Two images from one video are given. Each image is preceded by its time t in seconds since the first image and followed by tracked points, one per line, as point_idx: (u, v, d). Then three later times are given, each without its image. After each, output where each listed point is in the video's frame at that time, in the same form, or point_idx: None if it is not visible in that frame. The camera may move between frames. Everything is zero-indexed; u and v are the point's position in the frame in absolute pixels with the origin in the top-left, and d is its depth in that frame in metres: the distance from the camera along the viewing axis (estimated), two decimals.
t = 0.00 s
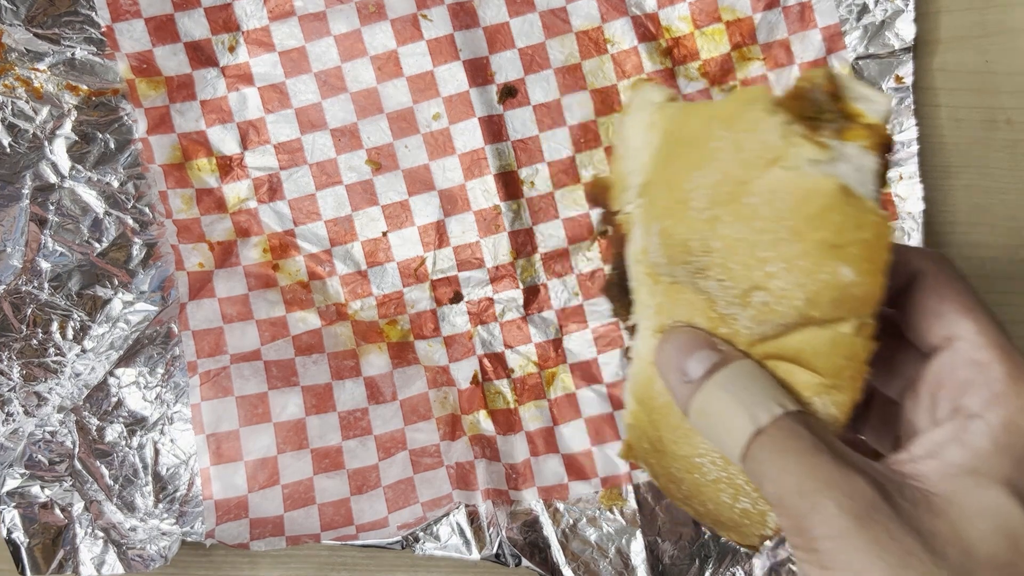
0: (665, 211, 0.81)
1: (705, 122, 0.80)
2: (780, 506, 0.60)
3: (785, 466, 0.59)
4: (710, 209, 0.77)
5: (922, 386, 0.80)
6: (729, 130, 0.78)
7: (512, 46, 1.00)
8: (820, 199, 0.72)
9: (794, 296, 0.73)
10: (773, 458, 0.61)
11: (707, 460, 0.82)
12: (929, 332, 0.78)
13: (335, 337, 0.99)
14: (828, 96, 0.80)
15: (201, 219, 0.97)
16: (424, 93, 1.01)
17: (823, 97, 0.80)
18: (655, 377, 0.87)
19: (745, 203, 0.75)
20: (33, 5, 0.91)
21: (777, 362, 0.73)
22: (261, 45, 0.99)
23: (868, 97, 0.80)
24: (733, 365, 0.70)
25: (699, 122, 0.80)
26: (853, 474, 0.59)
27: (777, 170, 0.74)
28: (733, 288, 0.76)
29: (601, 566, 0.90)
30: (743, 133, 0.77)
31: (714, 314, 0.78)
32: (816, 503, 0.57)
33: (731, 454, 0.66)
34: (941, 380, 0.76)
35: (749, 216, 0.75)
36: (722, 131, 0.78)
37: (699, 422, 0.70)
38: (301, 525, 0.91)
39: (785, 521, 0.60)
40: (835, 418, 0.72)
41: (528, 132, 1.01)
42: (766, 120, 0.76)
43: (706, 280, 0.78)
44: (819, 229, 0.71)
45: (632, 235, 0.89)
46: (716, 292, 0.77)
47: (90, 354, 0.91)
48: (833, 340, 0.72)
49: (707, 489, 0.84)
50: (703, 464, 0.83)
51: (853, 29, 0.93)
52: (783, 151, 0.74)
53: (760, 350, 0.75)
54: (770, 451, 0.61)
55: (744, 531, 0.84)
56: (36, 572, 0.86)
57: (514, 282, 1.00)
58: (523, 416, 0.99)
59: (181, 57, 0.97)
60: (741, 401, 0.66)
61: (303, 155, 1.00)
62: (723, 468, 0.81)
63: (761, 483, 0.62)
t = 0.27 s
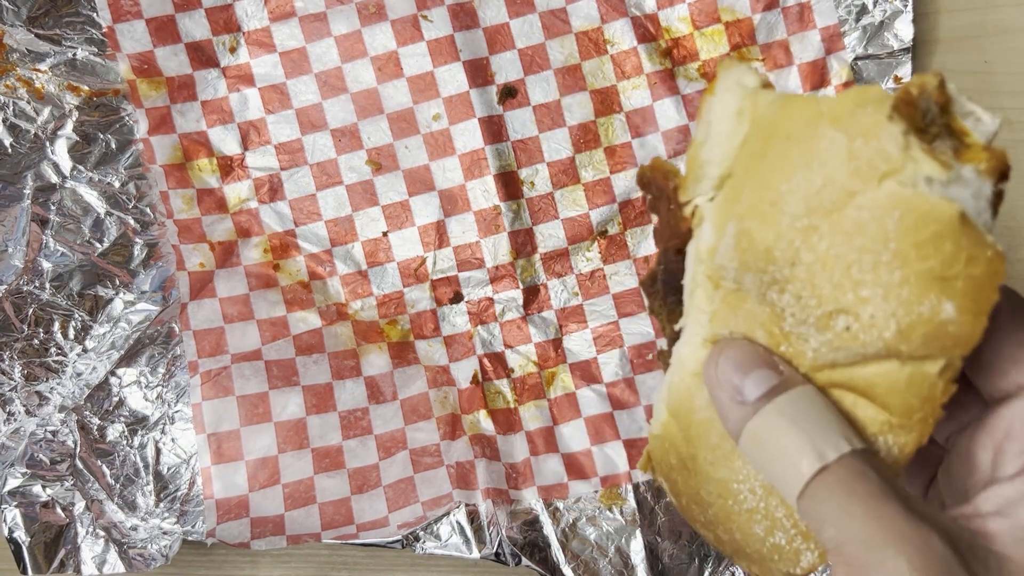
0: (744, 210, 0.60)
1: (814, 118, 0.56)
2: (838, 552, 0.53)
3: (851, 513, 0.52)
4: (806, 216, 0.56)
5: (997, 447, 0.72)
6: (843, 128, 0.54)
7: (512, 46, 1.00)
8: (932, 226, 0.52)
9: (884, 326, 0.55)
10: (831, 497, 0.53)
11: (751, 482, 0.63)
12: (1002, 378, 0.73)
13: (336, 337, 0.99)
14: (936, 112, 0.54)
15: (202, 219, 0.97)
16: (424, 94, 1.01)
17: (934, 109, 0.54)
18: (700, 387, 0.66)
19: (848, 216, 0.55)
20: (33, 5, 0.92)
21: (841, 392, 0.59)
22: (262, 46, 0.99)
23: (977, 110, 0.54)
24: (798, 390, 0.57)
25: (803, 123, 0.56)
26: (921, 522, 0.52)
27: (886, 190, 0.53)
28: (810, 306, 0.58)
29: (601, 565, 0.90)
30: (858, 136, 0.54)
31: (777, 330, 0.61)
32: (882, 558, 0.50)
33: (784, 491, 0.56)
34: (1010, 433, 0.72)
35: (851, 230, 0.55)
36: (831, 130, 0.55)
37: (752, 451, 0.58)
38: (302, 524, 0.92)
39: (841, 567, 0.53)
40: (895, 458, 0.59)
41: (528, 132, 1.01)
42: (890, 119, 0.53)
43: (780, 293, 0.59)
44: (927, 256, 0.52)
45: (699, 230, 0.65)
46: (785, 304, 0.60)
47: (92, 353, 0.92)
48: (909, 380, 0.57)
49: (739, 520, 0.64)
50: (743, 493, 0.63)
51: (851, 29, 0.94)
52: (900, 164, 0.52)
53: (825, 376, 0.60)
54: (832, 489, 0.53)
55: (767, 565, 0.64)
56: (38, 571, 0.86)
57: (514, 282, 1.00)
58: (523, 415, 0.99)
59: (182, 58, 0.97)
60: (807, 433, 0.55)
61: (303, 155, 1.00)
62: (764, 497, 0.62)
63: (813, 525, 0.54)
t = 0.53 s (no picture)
0: (741, 133, 0.60)
1: (803, 39, 0.57)
2: (846, 452, 0.53)
3: (857, 411, 0.51)
4: (801, 131, 0.56)
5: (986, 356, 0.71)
6: (833, 48, 0.55)
7: (512, 46, 1.00)
8: (920, 133, 0.53)
9: (879, 233, 0.56)
10: (839, 400, 0.52)
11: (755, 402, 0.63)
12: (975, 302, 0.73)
13: (336, 337, 0.99)
14: (909, 38, 0.55)
15: (202, 219, 0.97)
16: (424, 94, 1.01)
17: (908, 35, 0.55)
18: (701, 314, 0.65)
19: (841, 128, 0.55)
20: (34, 5, 0.92)
21: (840, 306, 0.58)
22: (262, 46, 0.99)
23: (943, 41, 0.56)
24: (797, 304, 0.57)
25: (793, 46, 0.57)
26: (927, 418, 0.53)
27: (876, 102, 0.54)
28: (808, 221, 0.58)
29: (601, 565, 0.90)
30: (847, 54, 0.54)
31: (773, 254, 0.60)
32: (892, 450, 0.51)
33: (791, 402, 0.55)
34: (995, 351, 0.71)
35: (845, 142, 0.55)
36: (821, 50, 0.55)
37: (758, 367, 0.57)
38: (302, 524, 0.92)
39: (851, 466, 0.54)
40: (892, 367, 0.57)
41: (528, 132, 1.01)
42: (875, 36, 0.54)
43: (778, 214, 0.59)
44: (916, 162, 0.53)
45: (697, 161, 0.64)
46: (783, 225, 0.59)
47: (92, 353, 0.92)
48: (901, 288, 0.56)
49: (745, 440, 0.65)
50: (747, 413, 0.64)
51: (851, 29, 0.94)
52: (886, 77, 0.53)
53: (822, 292, 0.59)
54: (838, 394, 0.52)
55: (773, 485, 0.66)
56: (38, 571, 0.86)
57: (514, 282, 1.00)
58: (523, 415, 0.99)
59: (182, 58, 0.97)
60: (812, 343, 0.54)
61: (303, 155, 1.00)
62: (769, 414, 0.63)
63: (822, 431, 0.54)
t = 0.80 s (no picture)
0: (784, 96, 0.58)
1: None
2: (913, 403, 0.53)
3: (922, 362, 0.51)
4: (848, 92, 0.55)
5: (1012, 314, 0.72)
6: (872, 7, 0.54)
7: (512, 47, 1.01)
8: (967, 86, 0.53)
9: (930, 186, 0.56)
10: (901, 353, 0.52)
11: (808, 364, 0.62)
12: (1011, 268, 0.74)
13: (336, 337, 0.99)
14: None
15: (203, 219, 0.98)
16: (424, 94, 1.01)
17: None
18: (747, 282, 0.63)
19: (887, 86, 0.54)
20: (34, 6, 0.92)
21: (887, 262, 0.58)
22: (262, 46, 0.99)
23: None
24: (848, 265, 0.56)
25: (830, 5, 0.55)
26: (987, 361, 0.53)
27: (920, 58, 0.53)
28: (858, 179, 0.57)
29: (601, 565, 0.90)
30: (888, 12, 0.54)
31: (815, 215, 0.59)
32: (961, 396, 0.51)
33: (849, 361, 0.55)
34: None
35: (893, 99, 0.54)
36: (860, 9, 0.54)
37: (815, 328, 0.56)
38: (302, 524, 0.92)
39: (918, 416, 0.54)
40: (938, 317, 0.59)
41: (528, 132, 1.01)
42: None
43: (823, 175, 0.58)
44: (964, 115, 0.54)
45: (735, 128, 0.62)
46: (828, 186, 0.58)
47: (92, 353, 0.92)
48: (949, 240, 0.57)
49: (798, 403, 0.64)
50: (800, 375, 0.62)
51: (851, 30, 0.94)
52: (929, 34, 0.53)
53: (867, 250, 0.58)
54: (901, 348, 0.52)
55: (825, 443, 0.65)
56: (38, 571, 0.86)
57: (514, 282, 1.01)
58: (523, 415, 0.99)
59: (182, 58, 0.97)
60: (867, 300, 0.54)
61: (303, 155, 1.00)
62: (822, 374, 0.62)
63: (885, 386, 0.54)
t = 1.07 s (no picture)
0: (789, 136, 0.55)
1: (832, 39, 0.53)
2: (946, 424, 0.53)
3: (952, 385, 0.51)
4: (853, 127, 0.53)
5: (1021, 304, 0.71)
6: (866, 43, 0.52)
7: (512, 47, 1.01)
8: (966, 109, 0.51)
9: (940, 212, 0.53)
10: (931, 377, 0.51)
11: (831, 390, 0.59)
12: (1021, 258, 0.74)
13: (336, 337, 0.99)
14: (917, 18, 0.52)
15: (203, 219, 0.98)
16: (424, 94, 1.01)
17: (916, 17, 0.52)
18: (763, 316, 0.61)
19: (890, 118, 0.52)
20: (34, 6, 0.92)
21: (897, 286, 0.56)
22: (262, 46, 0.99)
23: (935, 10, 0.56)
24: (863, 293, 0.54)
25: (823, 46, 0.53)
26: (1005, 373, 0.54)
27: (917, 89, 0.51)
28: (867, 211, 0.54)
29: (601, 565, 0.90)
30: (882, 47, 0.51)
31: (823, 247, 0.57)
32: (992, 413, 0.51)
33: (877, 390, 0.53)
34: None
35: (897, 129, 0.52)
36: (854, 46, 0.52)
37: (839, 360, 0.54)
38: (302, 524, 0.92)
39: (949, 435, 0.53)
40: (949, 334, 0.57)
41: (528, 132, 1.01)
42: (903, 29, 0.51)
43: (832, 210, 0.55)
44: (966, 138, 0.51)
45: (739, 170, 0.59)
46: (837, 219, 0.56)
47: (92, 353, 0.92)
48: (958, 256, 0.55)
49: (825, 430, 0.60)
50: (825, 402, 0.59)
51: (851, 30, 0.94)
52: (922, 66, 0.51)
53: (877, 276, 0.56)
54: (927, 373, 0.51)
55: (855, 468, 0.62)
56: (38, 571, 0.86)
57: (514, 282, 1.01)
58: (523, 415, 0.99)
59: (182, 58, 0.97)
60: (888, 327, 0.52)
61: (303, 155, 1.00)
62: (847, 400, 0.59)
63: (915, 410, 0.53)
